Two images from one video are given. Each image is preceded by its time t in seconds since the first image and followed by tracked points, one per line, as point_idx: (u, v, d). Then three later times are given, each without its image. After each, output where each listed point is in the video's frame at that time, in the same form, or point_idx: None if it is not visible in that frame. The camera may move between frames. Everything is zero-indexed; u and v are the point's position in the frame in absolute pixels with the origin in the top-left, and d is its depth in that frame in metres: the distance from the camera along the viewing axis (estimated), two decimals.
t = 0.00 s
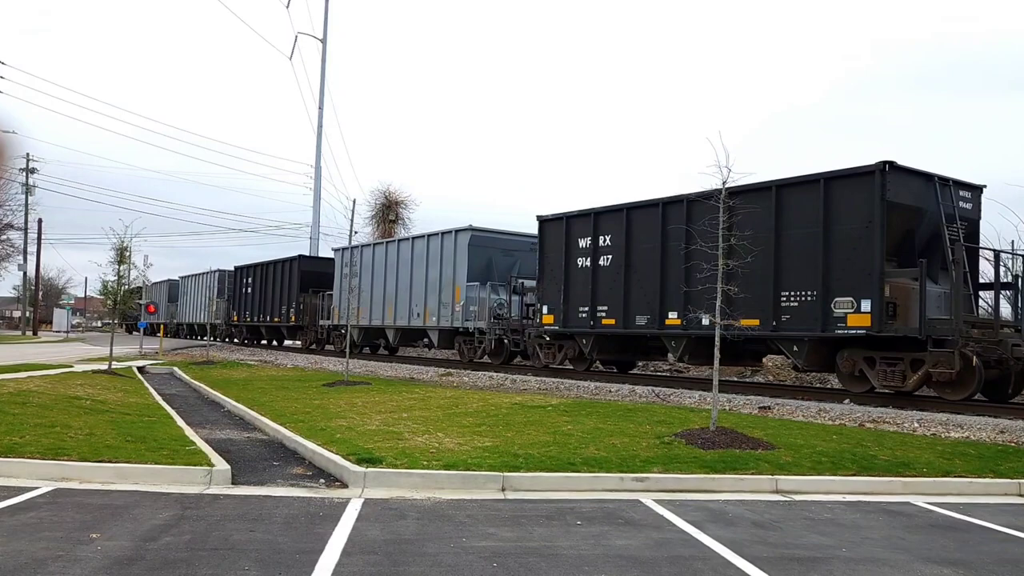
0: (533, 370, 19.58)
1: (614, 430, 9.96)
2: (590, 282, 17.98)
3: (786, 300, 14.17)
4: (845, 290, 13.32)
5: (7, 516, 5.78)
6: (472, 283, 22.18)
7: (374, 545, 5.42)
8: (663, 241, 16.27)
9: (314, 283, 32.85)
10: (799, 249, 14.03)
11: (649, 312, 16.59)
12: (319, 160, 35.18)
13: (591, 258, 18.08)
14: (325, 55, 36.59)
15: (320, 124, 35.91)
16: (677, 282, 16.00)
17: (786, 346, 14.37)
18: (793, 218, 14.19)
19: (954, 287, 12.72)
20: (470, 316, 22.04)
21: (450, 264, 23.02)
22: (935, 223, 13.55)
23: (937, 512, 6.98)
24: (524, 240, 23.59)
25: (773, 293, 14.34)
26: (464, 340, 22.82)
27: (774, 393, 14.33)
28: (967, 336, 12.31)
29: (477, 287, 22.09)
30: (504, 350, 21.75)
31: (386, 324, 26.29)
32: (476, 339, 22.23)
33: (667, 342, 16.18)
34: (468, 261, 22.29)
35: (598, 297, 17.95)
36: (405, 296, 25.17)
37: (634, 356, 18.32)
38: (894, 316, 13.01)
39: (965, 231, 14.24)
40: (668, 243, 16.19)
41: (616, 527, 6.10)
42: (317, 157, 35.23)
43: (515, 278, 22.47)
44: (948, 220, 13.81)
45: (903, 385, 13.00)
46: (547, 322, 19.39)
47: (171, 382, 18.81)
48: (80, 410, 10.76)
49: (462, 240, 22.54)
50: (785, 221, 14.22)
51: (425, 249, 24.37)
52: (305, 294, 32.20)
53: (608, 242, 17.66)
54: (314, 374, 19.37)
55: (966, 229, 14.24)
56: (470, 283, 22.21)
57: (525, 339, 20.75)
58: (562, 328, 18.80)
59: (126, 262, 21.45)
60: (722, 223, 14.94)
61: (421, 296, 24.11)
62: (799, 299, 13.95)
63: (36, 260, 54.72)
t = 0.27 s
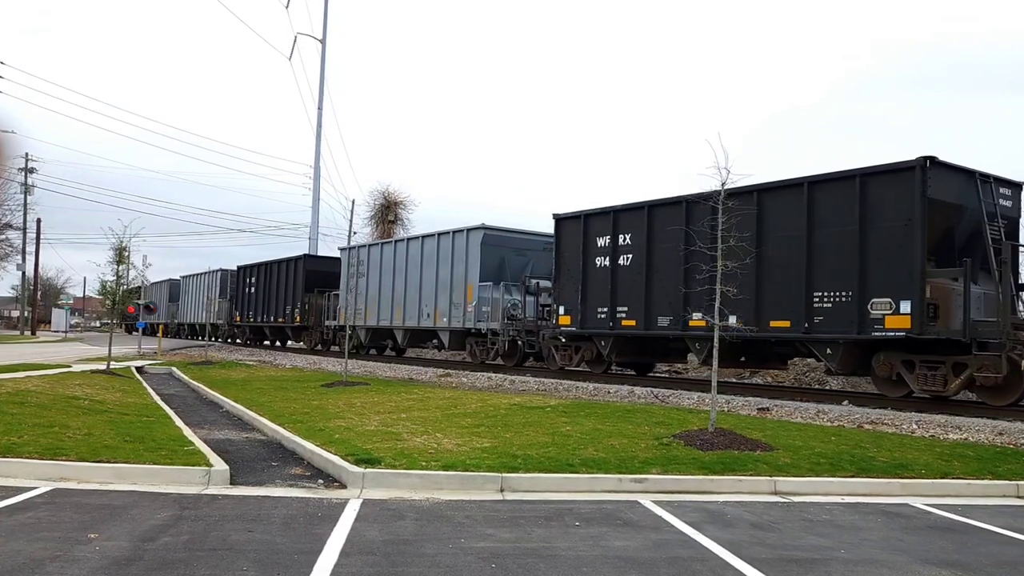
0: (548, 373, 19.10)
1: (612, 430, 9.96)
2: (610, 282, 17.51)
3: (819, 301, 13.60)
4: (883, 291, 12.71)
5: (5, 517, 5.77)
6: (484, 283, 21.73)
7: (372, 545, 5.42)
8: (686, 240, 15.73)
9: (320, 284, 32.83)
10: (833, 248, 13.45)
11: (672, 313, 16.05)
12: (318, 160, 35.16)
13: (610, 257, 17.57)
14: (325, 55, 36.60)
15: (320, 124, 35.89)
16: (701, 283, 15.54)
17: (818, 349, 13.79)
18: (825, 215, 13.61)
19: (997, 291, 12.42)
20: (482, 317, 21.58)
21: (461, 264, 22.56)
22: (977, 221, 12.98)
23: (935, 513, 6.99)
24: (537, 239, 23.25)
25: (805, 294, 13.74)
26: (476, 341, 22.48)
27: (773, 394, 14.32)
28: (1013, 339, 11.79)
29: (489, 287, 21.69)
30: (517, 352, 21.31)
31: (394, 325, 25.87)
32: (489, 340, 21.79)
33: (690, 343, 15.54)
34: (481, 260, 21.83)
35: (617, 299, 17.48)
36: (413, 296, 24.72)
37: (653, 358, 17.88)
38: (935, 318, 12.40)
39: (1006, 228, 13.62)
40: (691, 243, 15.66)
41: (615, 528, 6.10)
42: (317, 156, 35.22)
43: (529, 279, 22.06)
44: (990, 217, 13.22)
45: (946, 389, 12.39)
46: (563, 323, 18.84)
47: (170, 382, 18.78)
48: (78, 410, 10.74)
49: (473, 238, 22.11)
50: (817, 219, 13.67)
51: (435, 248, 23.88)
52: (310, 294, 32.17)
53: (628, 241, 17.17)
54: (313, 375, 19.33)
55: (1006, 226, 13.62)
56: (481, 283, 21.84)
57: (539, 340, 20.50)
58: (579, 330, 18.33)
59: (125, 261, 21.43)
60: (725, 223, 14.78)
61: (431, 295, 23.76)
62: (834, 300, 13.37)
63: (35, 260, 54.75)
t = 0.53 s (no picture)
0: (566, 374, 18.77)
1: (611, 431, 9.96)
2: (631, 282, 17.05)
3: (855, 301, 13.02)
4: (924, 292, 12.14)
5: (4, 517, 5.77)
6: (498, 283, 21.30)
7: (371, 546, 5.42)
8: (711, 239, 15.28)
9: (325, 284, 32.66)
10: (870, 247, 12.88)
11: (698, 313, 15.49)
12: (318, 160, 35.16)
13: (630, 257, 17.15)
14: (324, 55, 36.59)
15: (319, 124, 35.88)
16: (728, 283, 14.99)
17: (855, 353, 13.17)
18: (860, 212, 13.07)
19: None
20: (496, 317, 21.11)
21: (473, 263, 22.28)
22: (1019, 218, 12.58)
23: (934, 515, 7.00)
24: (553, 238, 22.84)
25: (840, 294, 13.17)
26: (489, 343, 22.20)
27: (772, 395, 14.33)
28: None
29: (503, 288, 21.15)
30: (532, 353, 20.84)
31: (404, 326, 25.55)
32: (503, 342, 21.52)
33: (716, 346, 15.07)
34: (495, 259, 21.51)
35: (638, 300, 16.99)
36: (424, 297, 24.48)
37: (674, 361, 17.64)
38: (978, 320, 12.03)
39: None
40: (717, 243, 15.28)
41: (614, 529, 6.11)
42: (316, 157, 35.23)
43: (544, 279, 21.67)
44: None
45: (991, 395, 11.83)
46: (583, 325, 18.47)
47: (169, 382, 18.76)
48: (77, 410, 10.74)
49: (487, 237, 21.79)
50: (852, 217, 13.11)
51: (446, 248, 23.56)
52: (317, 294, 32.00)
53: (650, 240, 16.74)
54: (312, 375, 19.29)
55: None
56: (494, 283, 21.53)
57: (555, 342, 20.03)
58: (598, 331, 17.96)
59: (124, 262, 21.42)
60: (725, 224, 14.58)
61: (443, 296, 23.46)
62: (870, 301, 12.80)
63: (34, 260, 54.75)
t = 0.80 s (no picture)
0: (585, 377, 17.99)
1: (611, 432, 9.96)
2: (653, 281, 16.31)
3: (895, 302, 12.24)
4: (969, 291, 11.34)
5: (4, 517, 5.77)
6: (513, 283, 20.95)
7: (371, 546, 5.42)
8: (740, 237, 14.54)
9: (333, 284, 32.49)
10: (907, 243, 12.14)
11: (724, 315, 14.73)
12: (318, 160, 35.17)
13: (653, 256, 16.43)
14: (324, 56, 36.60)
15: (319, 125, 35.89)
16: (757, 282, 14.24)
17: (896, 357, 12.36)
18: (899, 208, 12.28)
19: None
20: (511, 318, 20.72)
21: (487, 263, 21.81)
22: None
23: (934, 516, 6.99)
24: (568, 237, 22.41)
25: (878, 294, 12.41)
26: (504, 345, 21.75)
27: (773, 396, 14.32)
28: None
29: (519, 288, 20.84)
30: (549, 355, 20.51)
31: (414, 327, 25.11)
32: (518, 343, 21.05)
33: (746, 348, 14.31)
34: (510, 259, 21.06)
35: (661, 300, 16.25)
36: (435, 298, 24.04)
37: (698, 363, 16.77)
38: None
39: None
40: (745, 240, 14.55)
41: (614, 530, 6.11)
42: (316, 157, 35.23)
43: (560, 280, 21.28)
44: None
45: None
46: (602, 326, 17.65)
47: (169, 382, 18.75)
48: (77, 411, 10.74)
49: (501, 236, 21.35)
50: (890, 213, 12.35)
51: (458, 247, 23.12)
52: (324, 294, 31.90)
53: (673, 238, 15.93)
54: (311, 376, 19.26)
55: None
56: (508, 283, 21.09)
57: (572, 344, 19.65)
58: (619, 333, 17.10)
59: (124, 262, 21.43)
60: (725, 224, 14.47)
61: (455, 296, 23.02)
62: (911, 301, 12.02)
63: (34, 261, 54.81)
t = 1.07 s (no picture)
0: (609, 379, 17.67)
1: (612, 432, 9.96)
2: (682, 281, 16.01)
3: (943, 301, 11.90)
4: None
5: (6, 517, 5.78)
6: (531, 283, 20.92)
7: (373, 547, 5.42)
8: (775, 235, 14.20)
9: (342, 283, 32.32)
10: (957, 242, 11.76)
11: (759, 315, 14.42)
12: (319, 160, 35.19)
13: (681, 255, 16.12)
14: (325, 56, 36.62)
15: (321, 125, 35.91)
16: (794, 281, 13.90)
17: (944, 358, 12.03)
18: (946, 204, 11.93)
19: None
20: (530, 318, 20.73)
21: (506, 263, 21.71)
22: None
23: (936, 516, 6.98)
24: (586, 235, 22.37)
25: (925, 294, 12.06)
26: (522, 345, 21.72)
27: (775, 397, 14.30)
28: None
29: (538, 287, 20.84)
30: (569, 355, 20.39)
31: (429, 328, 25.09)
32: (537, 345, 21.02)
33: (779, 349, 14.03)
34: (528, 258, 21.00)
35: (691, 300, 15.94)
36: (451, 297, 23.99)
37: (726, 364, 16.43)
38: None
39: None
40: (780, 238, 14.20)
41: (615, 530, 6.10)
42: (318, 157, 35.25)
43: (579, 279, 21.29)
44: None
45: None
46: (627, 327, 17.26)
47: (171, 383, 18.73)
48: (79, 411, 10.75)
49: (520, 234, 21.29)
50: (939, 210, 11.98)
51: (474, 246, 23.06)
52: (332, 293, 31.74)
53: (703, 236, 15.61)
54: (313, 376, 19.25)
55: None
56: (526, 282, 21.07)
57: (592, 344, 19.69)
58: (645, 333, 16.76)
59: (126, 262, 21.44)
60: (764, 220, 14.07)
61: (471, 296, 22.99)
62: (960, 300, 11.68)
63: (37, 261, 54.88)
